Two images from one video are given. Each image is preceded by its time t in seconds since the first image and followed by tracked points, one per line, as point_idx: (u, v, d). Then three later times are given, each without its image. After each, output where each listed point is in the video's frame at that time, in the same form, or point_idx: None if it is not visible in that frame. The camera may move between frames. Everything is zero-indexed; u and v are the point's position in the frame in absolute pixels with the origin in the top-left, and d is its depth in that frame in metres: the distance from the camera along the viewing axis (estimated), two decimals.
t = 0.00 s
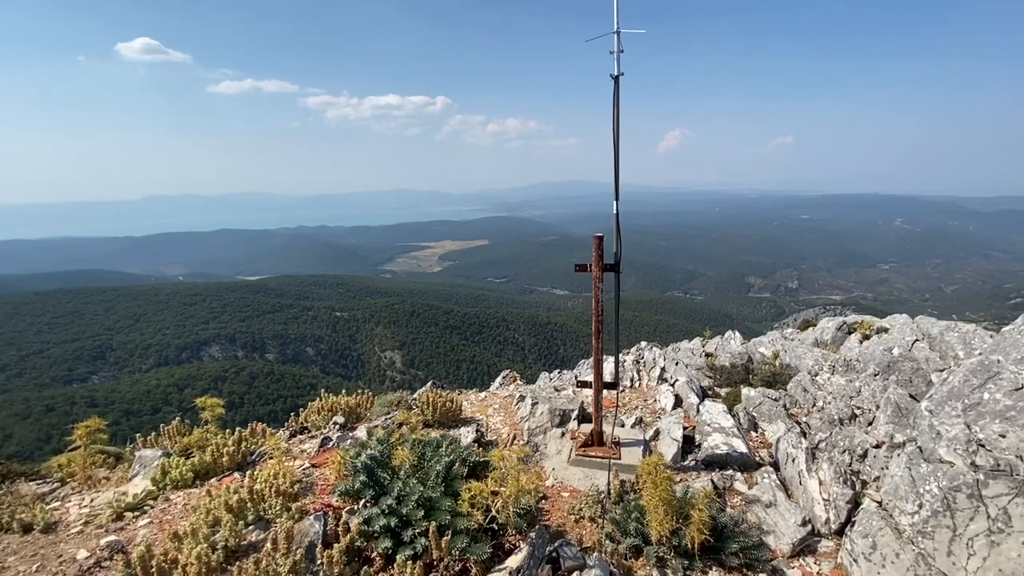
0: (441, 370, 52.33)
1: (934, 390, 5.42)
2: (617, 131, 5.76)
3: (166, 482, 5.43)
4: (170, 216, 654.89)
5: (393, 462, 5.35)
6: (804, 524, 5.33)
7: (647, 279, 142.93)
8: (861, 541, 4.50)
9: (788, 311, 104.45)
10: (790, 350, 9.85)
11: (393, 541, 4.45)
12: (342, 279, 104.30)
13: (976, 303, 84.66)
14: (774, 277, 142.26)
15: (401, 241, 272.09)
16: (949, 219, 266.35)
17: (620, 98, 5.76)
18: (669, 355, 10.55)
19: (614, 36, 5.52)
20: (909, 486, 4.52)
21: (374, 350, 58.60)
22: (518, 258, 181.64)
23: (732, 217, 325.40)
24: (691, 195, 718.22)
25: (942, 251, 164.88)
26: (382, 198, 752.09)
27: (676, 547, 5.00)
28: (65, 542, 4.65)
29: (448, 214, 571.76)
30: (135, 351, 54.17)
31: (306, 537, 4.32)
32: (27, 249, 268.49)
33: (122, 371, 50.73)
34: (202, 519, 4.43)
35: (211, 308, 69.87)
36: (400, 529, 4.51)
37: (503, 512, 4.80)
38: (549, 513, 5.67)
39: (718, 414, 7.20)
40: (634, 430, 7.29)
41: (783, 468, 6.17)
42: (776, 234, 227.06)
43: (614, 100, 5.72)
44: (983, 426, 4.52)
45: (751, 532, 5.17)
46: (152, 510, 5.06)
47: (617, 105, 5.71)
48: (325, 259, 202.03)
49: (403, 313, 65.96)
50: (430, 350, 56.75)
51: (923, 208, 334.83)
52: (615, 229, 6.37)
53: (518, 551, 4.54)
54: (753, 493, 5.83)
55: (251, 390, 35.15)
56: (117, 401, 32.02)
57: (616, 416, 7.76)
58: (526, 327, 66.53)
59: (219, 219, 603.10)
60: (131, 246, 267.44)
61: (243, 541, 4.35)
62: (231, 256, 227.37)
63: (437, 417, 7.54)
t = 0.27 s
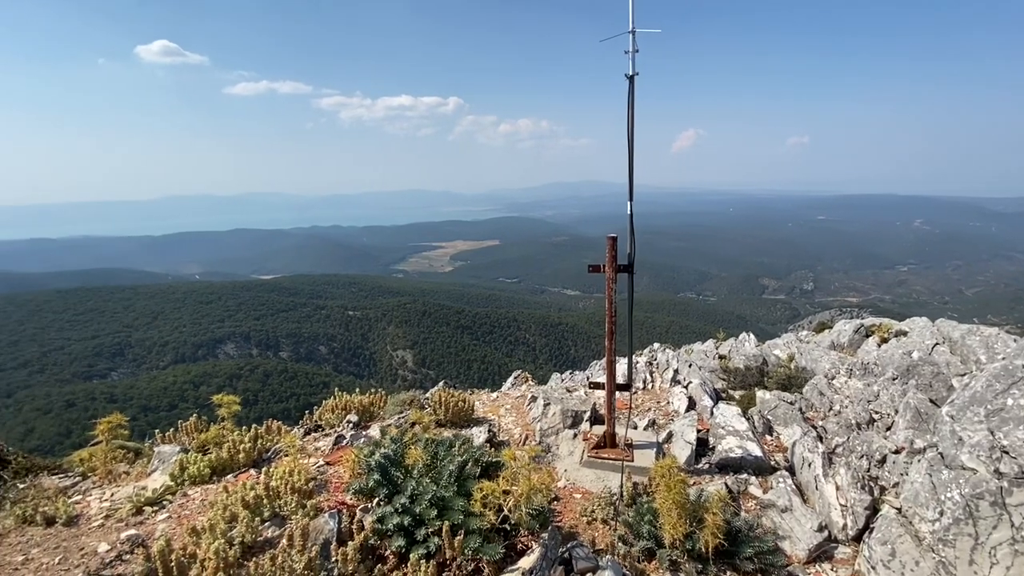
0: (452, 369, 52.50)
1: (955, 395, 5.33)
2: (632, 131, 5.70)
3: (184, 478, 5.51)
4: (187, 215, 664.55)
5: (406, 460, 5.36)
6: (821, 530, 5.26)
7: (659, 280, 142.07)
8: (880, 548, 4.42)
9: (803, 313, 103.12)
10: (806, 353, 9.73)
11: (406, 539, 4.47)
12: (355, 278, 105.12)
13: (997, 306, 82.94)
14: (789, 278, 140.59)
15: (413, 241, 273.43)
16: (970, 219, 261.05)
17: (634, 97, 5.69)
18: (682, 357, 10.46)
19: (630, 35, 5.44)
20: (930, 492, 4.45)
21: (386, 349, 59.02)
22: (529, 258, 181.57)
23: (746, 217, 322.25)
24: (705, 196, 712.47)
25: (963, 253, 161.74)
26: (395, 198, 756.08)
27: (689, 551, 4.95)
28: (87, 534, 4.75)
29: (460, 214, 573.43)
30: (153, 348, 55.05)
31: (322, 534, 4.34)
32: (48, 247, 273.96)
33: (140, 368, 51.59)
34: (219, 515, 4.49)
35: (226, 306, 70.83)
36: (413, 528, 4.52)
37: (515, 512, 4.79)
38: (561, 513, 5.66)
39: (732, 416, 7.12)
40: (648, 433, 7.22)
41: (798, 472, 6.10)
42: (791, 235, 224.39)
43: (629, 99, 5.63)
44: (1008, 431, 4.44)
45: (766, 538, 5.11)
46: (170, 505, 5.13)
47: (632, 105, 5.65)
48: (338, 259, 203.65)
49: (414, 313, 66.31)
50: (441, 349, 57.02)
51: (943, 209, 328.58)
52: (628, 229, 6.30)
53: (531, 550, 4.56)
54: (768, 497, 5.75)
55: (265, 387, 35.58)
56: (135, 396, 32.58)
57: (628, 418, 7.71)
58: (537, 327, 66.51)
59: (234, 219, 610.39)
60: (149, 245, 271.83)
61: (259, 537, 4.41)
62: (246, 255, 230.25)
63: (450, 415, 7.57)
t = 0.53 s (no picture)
0: (463, 369, 52.61)
1: (979, 401, 5.23)
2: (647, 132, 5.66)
3: (202, 473, 5.58)
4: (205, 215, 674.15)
5: (420, 459, 5.38)
6: (839, 536, 5.17)
7: (673, 281, 140.93)
8: (899, 555, 4.36)
9: (819, 315, 101.64)
10: (822, 356, 9.59)
11: (419, 538, 4.48)
12: (368, 277, 105.79)
13: (1020, 309, 81.06)
14: (805, 280, 138.64)
15: (425, 241, 274.43)
16: (992, 221, 255.39)
17: (650, 97, 5.62)
18: (697, 358, 10.35)
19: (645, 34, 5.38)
20: (951, 499, 4.39)
21: (398, 349, 59.31)
22: (541, 258, 181.28)
23: (761, 218, 318.74)
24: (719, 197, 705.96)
25: (985, 255, 158.25)
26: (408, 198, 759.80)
27: (704, 554, 4.90)
28: (107, 527, 4.84)
29: (472, 214, 574.38)
30: (171, 346, 55.90)
31: (336, 531, 4.39)
32: (70, 246, 279.65)
33: (158, 364, 52.39)
34: (236, 510, 4.55)
35: (242, 304, 71.69)
36: (426, 526, 4.55)
37: (528, 512, 4.79)
38: (574, 515, 5.63)
39: (747, 420, 7.05)
40: (661, 435, 7.16)
41: (814, 477, 6.02)
42: (807, 236, 221.48)
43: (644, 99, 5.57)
44: None
45: (782, 542, 5.04)
46: (188, 499, 5.22)
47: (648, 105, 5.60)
48: (352, 258, 205.07)
49: (426, 313, 66.57)
50: (453, 349, 57.18)
51: (966, 211, 321.97)
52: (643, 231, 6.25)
53: (544, 551, 4.55)
54: (784, 501, 5.67)
55: (279, 384, 35.96)
56: (153, 392, 33.13)
57: (641, 420, 7.66)
58: (548, 328, 66.39)
59: (250, 219, 618.01)
60: (167, 244, 276.27)
61: (275, 533, 4.45)
62: (261, 254, 232.74)
63: (462, 415, 7.58)
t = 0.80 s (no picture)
0: (475, 369, 52.72)
1: (1004, 410, 5.13)
2: (663, 132, 5.60)
3: (219, 469, 5.66)
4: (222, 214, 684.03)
5: (433, 458, 5.40)
6: (856, 543, 5.09)
7: (686, 282, 139.78)
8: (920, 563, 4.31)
9: (836, 318, 100.12)
10: (840, 359, 9.43)
11: (432, 537, 4.50)
12: (381, 277, 106.47)
13: None
14: (822, 282, 136.65)
15: (438, 241, 275.40)
16: (1017, 224, 249.57)
17: (666, 97, 5.53)
18: (710, 360, 10.24)
19: (662, 31, 5.27)
20: (974, 507, 4.37)
21: (410, 348, 59.62)
22: (553, 259, 180.95)
23: (777, 219, 314.58)
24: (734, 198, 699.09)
25: (1008, 258, 154.69)
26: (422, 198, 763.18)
27: (717, 558, 4.85)
28: (129, 520, 4.94)
29: (485, 214, 575.15)
30: (188, 343, 56.75)
31: (350, 529, 4.42)
32: (92, 245, 285.49)
33: (176, 361, 53.21)
34: (252, 506, 4.60)
35: (257, 303, 72.55)
36: (440, 525, 4.56)
37: (540, 513, 4.77)
38: (586, 517, 5.59)
39: (762, 424, 6.96)
40: (674, 437, 7.08)
41: (832, 482, 5.92)
42: (824, 237, 218.16)
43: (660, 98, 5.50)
44: None
45: (798, 548, 4.97)
46: (205, 494, 5.29)
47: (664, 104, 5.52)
48: (365, 258, 206.49)
49: (438, 312, 66.82)
50: (464, 349, 57.34)
51: (990, 212, 314.48)
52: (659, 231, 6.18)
53: (557, 552, 4.53)
54: (799, 506, 5.60)
55: (293, 382, 36.36)
56: (170, 389, 33.69)
57: (654, 422, 7.60)
58: (560, 329, 66.27)
59: (266, 219, 626.29)
60: (186, 243, 280.90)
61: (290, 529, 4.49)
62: (276, 254, 235.33)
63: (474, 415, 7.59)
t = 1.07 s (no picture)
0: (487, 369, 52.78)
1: None
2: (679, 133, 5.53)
3: (236, 465, 5.73)
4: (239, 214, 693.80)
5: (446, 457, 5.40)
6: (875, 550, 5.00)
7: (701, 284, 138.51)
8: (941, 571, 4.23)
9: (854, 322, 98.47)
10: (858, 364, 9.27)
11: (444, 536, 4.52)
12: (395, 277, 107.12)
13: None
14: (840, 285, 134.48)
15: (452, 241, 276.29)
16: None
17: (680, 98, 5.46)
18: (725, 364, 10.13)
19: (678, 33, 5.20)
20: (998, 516, 4.32)
21: (422, 348, 59.89)
22: (566, 260, 180.49)
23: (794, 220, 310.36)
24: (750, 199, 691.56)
25: None
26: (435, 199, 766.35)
27: (732, 564, 4.77)
28: (148, 513, 5.02)
29: (498, 214, 575.45)
30: (205, 341, 57.64)
31: (363, 526, 4.43)
32: (114, 244, 291.44)
33: (193, 358, 54.06)
34: (267, 502, 4.64)
35: (273, 302, 73.40)
36: (451, 524, 4.57)
37: (552, 515, 4.74)
38: (598, 519, 5.54)
39: (778, 428, 6.86)
40: (687, 440, 7.00)
41: (849, 489, 5.82)
42: (842, 240, 214.72)
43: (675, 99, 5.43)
44: None
45: (814, 555, 4.88)
46: (222, 489, 5.35)
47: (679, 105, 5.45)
48: (379, 258, 207.88)
49: (451, 312, 67.04)
50: (476, 349, 57.46)
51: (1016, 215, 306.75)
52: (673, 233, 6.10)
53: (568, 554, 4.50)
54: (816, 513, 5.50)
55: (308, 380, 36.73)
56: (188, 385, 34.27)
57: (668, 424, 7.52)
58: (572, 329, 66.07)
59: (282, 219, 633.68)
60: (204, 242, 285.52)
61: (304, 525, 4.52)
62: (292, 253, 237.99)
63: (486, 415, 7.59)
